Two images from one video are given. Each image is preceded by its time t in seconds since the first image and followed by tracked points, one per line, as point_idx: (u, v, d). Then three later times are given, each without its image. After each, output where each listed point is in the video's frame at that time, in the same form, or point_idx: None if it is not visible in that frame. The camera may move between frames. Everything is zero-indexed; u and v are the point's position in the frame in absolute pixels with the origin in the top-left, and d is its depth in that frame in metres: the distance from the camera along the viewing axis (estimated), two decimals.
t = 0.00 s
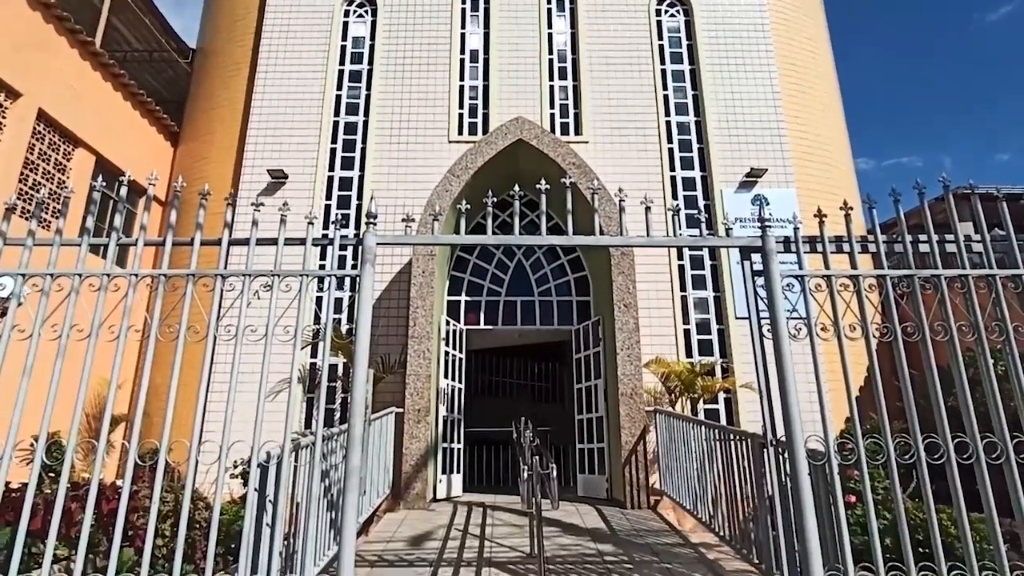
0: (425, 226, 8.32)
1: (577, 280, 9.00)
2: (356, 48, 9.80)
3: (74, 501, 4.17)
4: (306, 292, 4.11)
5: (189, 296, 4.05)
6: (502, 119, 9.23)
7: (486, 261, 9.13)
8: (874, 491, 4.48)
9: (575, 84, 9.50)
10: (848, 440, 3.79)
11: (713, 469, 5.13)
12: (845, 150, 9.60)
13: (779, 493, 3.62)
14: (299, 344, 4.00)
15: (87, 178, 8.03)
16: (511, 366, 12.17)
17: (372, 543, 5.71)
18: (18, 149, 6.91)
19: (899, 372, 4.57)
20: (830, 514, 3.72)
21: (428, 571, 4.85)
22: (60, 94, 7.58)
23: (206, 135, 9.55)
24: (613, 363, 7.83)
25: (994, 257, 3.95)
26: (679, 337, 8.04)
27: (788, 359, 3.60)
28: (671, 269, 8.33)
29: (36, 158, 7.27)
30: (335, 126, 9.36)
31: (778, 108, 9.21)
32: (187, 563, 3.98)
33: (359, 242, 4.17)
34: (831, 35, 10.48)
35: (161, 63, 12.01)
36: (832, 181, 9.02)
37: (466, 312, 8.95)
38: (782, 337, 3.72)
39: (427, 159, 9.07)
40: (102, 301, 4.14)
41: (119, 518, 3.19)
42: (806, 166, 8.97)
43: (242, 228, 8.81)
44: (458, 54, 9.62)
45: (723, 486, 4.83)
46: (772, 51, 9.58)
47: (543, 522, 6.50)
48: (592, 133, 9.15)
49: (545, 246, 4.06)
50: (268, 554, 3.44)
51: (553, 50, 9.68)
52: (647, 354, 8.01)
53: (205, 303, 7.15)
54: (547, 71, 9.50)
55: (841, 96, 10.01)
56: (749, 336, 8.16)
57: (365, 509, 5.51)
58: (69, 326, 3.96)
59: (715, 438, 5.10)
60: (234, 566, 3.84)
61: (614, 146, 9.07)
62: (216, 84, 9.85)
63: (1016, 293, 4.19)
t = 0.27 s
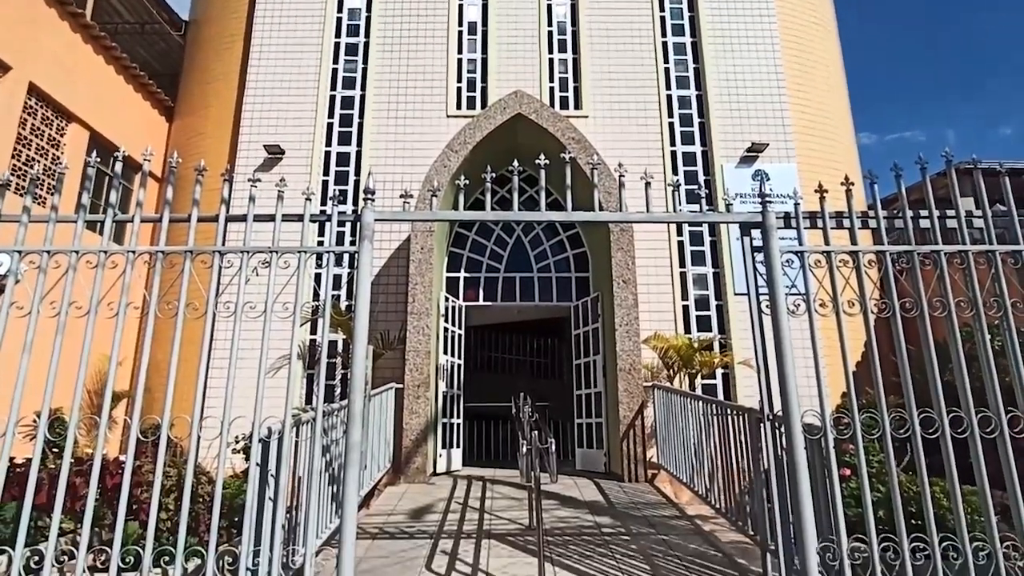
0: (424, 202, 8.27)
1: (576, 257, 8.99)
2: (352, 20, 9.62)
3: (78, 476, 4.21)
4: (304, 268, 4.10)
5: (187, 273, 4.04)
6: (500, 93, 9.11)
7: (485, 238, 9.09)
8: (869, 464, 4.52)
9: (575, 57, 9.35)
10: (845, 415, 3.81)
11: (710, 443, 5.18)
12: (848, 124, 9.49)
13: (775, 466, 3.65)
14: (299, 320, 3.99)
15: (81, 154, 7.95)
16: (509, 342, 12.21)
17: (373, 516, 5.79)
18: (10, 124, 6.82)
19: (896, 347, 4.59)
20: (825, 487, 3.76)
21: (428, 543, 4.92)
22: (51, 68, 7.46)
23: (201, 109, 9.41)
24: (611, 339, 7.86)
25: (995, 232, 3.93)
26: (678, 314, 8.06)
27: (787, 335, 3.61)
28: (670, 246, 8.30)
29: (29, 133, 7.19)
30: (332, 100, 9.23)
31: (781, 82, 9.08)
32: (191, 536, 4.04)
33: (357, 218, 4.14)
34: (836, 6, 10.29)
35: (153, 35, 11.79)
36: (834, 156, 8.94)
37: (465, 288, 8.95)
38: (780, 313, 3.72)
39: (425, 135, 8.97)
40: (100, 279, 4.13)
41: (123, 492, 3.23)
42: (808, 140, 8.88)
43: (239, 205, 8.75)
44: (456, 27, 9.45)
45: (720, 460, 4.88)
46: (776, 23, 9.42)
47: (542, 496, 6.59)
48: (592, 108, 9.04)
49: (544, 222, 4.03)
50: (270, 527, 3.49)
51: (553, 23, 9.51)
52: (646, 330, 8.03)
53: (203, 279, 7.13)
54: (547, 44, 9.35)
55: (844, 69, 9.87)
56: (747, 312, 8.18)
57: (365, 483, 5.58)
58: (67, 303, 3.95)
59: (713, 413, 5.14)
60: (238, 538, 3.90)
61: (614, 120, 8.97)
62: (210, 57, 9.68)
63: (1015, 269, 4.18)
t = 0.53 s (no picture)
0: (422, 181, 8.22)
1: (575, 236, 8.96)
2: None
3: (81, 455, 4.24)
4: (303, 249, 4.08)
5: (185, 253, 4.02)
6: (499, 70, 8.99)
7: (484, 217, 9.06)
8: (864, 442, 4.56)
9: (575, 33, 9.22)
10: (842, 394, 3.84)
11: (708, 422, 5.22)
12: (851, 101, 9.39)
13: (772, 444, 3.69)
14: (298, 300, 3.99)
15: (76, 132, 7.87)
16: (509, 321, 12.24)
17: (373, 493, 5.86)
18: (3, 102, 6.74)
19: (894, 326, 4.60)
20: (821, 464, 3.80)
21: (429, 520, 4.99)
22: (43, 45, 7.34)
23: (196, 87, 9.29)
24: (610, 318, 7.88)
25: (995, 211, 3.91)
26: (677, 294, 8.06)
27: (785, 314, 3.61)
28: (670, 225, 8.27)
29: (22, 111, 7.11)
30: (329, 77, 9.11)
31: (784, 58, 8.96)
32: (194, 513, 4.09)
33: (355, 197, 4.11)
34: None
35: (146, 11, 11.59)
36: (836, 134, 8.86)
37: (464, 268, 8.94)
38: (779, 292, 3.72)
39: (423, 113, 8.88)
40: (98, 259, 4.11)
41: (126, 470, 3.26)
42: (810, 118, 8.79)
43: (236, 184, 8.70)
44: (454, 2, 9.29)
45: (718, 439, 4.93)
46: None
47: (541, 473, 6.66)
48: (592, 85, 8.93)
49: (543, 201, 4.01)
50: (273, 504, 3.52)
51: None
52: (645, 309, 8.04)
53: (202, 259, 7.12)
54: (546, 20, 9.20)
55: (848, 46, 9.74)
56: (747, 292, 8.18)
57: (366, 461, 5.63)
58: (66, 284, 3.95)
59: (710, 392, 5.18)
60: (241, 515, 3.95)
61: (615, 98, 8.88)
62: (204, 34, 9.52)
63: (1015, 248, 4.17)
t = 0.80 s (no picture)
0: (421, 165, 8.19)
1: (575, 221, 8.94)
2: None
3: (84, 440, 4.26)
4: (302, 234, 4.07)
5: (184, 238, 4.01)
6: (499, 53, 8.91)
7: (483, 202, 9.03)
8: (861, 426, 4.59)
9: (575, 16, 9.11)
10: (840, 378, 3.85)
11: (706, 406, 5.25)
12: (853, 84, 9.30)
13: (770, 428, 3.70)
14: (298, 285, 3.99)
15: (71, 116, 7.80)
16: (508, 307, 12.25)
17: (374, 477, 5.90)
18: None
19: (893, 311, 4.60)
20: (818, 448, 3.82)
21: (429, 503, 5.03)
22: (36, 27, 7.25)
23: (192, 70, 9.18)
24: (610, 303, 7.89)
25: (997, 196, 3.90)
26: (677, 279, 8.06)
27: (784, 299, 3.61)
28: (670, 210, 8.25)
29: (16, 95, 7.04)
30: (326, 61, 9.02)
31: (786, 41, 8.87)
32: (197, 496, 4.12)
33: (354, 182, 4.08)
34: None
35: None
36: (838, 118, 8.79)
37: (464, 253, 8.93)
38: (779, 277, 3.72)
39: (422, 96, 8.80)
40: (96, 244, 4.09)
41: (128, 455, 3.28)
42: (812, 101, 8.72)
43: (234, 168, 8.65)
44: None
45: (716, 423, 4.96)
46: None
47: (540, 457, 6.71)
48: (593, 69, 8.85)
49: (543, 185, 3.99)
50: (275, 487, 3.55)
51: None
52: (644, 295, 8.05)
53: (201, 245, 7.10)
54: (546, 3, 9.09)
55: (851, 28, 9.63)
56: (746, 277, 8.18)
57: (367, 445, 5.66)
58: (64, 270, 3.94)
59: (709, 376, 5.20)
60: (243, 499, 3.98)
61: (615, 81, 8.80)
62: (199, 16, 9.39)
63: (1015, 233, 4.16)
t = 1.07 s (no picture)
0: (420, 154, 8.15)
1: (575, 210, 8.91)
2: None
3: (86, 429, 4.28)
4: (301, 223, 4.05)
5: (183, 228, 3.99)
6: (498, 41, 8.84)
7: (483, 191, 9.00)
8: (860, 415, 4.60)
9: (575, 2, 9.03)
10: (839, 366, 3.86)
11: (705, 395, 5.27)
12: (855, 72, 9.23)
13: (769, 417, 3.72)
14: (298, 274, 3.98)
15: (68, 105, 7.76)
16: (509, 295, 12.19)
17: (375, 465, 5.93)
18: None
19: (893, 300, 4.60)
20: (816, 436, 3.84)
21: (430, 491, 5.06)
22: (31, 14, 7.20)
23: (189, 57, 9.11)
24: (609, 292, 7.89)
25: (998, 185, 3.88)
26: (677, 267, 8.06)
27: (784, 288, 3.61)
28: (670, 199, 8.22)
29: (13, 83, 7.00)
30: (324, 48, 8.95)
31: (788, 27, 8.79)
32: (198, 485, 4.15)
33: (354, 170, 4.06)
34: None
35: None
36: (841, 106, 8.73)
37: (464, 243, 8.91)
38: (779, 266, 3.71)
39: (421, 84, 8.75)
40: (95, 233, 4.08)
41: (129, 444, 3.29)
42: (814, 89, 8.66)
43: (232, 157, 8.61)
44: None
45: (715, 411, 4.98)
46: None
47: (540, 445, 6.74)
48: (593, 56, 8.78)
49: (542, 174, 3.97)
50: (275, 476, 3.56)
51: None
52: (644, 284, 8.05)
53: (200, 234, 7.09)
54: None
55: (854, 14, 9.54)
56: (746, 266, 8.17)
57: (367, 434, 5.69)
58: (63, 259, 3.93)
59: (708, 365, 5.21)
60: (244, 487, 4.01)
61: (616, 69, 8.74)
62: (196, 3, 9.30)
63: (1016, 222, 4.14)
